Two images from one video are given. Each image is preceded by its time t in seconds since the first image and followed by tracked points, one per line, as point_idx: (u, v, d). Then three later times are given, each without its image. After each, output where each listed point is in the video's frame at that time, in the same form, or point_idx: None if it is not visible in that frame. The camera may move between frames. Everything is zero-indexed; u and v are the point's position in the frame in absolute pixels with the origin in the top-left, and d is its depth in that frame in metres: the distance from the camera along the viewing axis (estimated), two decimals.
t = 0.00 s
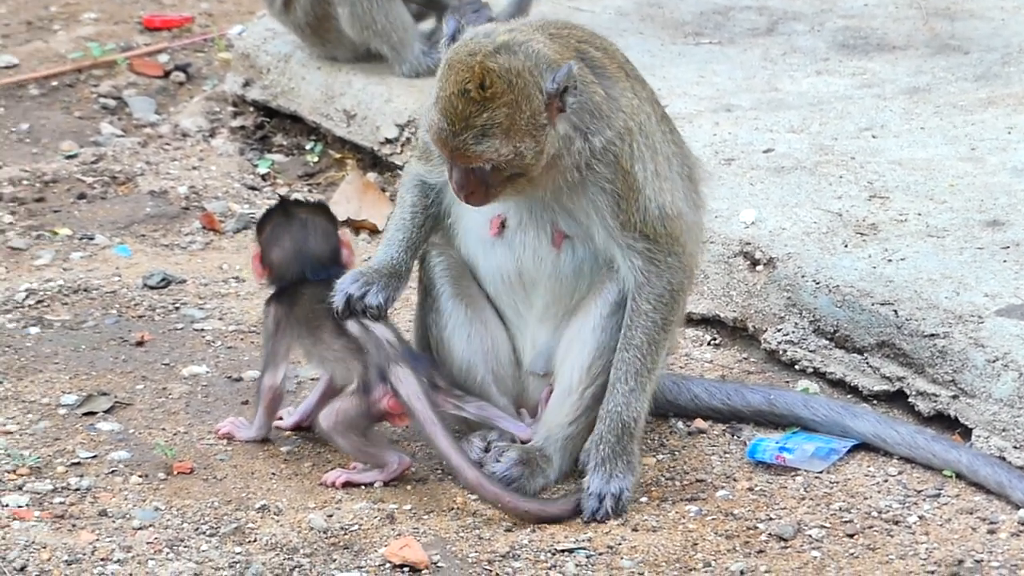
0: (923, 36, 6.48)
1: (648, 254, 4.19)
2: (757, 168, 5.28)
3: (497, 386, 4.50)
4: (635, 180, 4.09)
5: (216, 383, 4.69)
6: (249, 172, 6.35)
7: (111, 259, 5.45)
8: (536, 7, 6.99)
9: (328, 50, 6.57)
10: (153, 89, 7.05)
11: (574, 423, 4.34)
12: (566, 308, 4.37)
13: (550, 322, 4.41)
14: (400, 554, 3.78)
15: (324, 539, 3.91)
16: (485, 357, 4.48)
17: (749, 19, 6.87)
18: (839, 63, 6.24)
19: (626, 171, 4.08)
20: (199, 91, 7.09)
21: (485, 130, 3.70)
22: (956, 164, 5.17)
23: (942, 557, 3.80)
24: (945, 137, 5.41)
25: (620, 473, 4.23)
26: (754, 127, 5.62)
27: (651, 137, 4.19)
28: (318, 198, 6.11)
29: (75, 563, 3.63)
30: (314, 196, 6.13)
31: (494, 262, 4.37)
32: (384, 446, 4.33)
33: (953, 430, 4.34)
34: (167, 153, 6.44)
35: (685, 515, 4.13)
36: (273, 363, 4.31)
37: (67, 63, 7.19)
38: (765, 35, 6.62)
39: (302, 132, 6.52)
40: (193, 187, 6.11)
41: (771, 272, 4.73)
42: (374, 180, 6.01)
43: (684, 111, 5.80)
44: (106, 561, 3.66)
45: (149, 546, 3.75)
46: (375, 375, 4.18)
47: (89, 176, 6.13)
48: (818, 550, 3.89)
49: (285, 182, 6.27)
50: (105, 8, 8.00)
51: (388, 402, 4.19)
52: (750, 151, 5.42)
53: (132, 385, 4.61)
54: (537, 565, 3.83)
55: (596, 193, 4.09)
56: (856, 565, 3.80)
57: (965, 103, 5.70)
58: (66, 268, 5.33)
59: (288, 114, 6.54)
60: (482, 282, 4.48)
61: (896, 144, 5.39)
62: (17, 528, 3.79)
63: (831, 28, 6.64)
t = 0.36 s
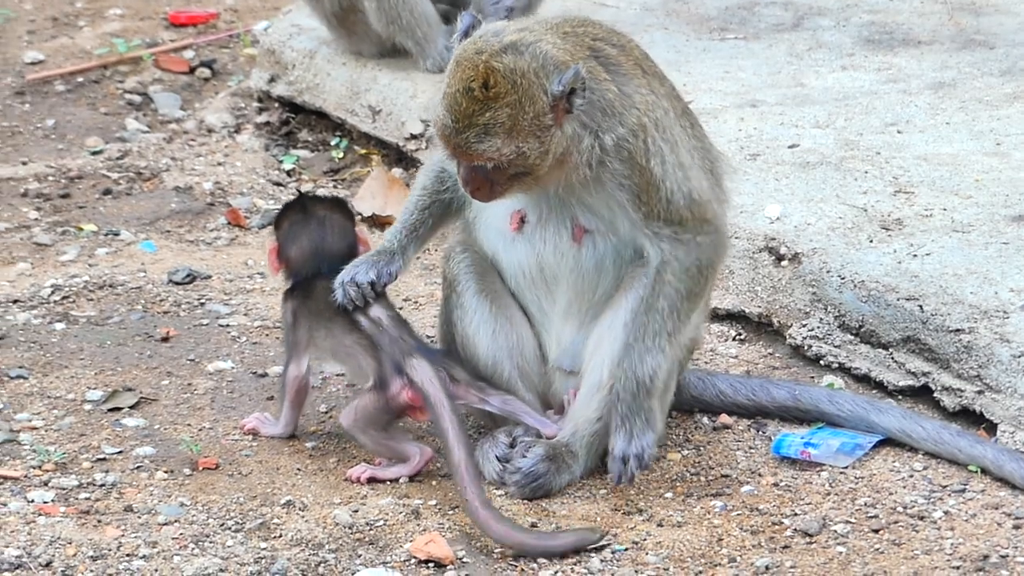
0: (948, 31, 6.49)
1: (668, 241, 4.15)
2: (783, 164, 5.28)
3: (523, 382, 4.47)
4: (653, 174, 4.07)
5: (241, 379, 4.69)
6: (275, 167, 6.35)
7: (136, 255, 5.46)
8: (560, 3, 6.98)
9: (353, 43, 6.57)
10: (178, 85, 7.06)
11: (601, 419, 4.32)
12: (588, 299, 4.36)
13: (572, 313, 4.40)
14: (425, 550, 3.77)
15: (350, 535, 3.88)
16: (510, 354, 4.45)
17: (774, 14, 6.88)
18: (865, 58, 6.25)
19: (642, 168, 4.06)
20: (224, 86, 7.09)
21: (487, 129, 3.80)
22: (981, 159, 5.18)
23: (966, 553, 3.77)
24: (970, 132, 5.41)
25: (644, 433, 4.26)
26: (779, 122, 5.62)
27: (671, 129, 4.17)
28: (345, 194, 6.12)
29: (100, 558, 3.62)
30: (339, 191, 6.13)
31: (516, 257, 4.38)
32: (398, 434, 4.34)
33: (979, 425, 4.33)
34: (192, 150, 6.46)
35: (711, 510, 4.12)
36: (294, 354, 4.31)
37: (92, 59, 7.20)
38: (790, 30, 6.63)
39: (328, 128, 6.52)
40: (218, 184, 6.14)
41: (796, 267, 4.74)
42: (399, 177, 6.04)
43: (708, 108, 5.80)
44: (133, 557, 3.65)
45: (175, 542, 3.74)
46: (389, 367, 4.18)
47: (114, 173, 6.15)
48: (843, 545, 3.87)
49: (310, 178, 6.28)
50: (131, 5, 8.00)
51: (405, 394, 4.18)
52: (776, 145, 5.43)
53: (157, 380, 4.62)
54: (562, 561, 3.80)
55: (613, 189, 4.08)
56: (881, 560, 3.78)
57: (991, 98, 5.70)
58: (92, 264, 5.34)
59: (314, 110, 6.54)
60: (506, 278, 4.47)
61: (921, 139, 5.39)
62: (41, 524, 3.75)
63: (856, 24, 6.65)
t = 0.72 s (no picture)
0: (966, 29, 6.50)
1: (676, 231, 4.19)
2: (800, 162, 5.30)
3: (535, 380, 4.41)
4: (683, 155, 4.11)
5: (259, 376, 4.69)
6: (293, 165, 6.38)
7: (154, 253, 5.46)
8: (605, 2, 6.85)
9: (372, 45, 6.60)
10: (196, 83, 7.06)
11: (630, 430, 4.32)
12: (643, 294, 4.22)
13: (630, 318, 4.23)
14: (442, 547, 3.72)
15: (368, 532, 3.85)
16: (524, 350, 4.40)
17: (791, 12, 6.89)
18: (882, 55, 6.26)
19: (672, 148, 4.08)
20: (241, 84, 7.09)
21: (541, 128, 3.61)
22: (999, 157, 5.18)
23: (983, 550, 3.77)
24: (988, 130, 5.42)
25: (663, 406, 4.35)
26: (796, 120, 5.63)
27: (694, 104, 4.16)
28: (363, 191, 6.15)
29: (117, 556, 3.59)
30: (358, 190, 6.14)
31: (529, 254, 4.28)
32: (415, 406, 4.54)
33: (996, 423, 4.33)
34: (210, 148, 6.47)
35: (728, 508, 4.11)
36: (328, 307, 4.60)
37: (109, 57, 7.21)
38: (807, 28, 6.64)
39: (345, 126, 6.51)
40: (236, 182, 6.15)
41: (814, 265, 4.76)
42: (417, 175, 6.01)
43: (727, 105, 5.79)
44: (150, 554, 3.61)
45: (192, 539, 3.70)
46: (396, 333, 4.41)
47: (132, 171, 6.16)
48: (860, 542, 3.87)
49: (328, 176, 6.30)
50: (148, 3, 7.99)
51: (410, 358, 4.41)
52: (793, 143, 5.44)
53: (175, 378, 4.62)
54: (578, 559, 3.77)
55: (645, 165, 4.09)
56: (898, 557, 3.77)
57: (1008, 96, 5.71)
58: (110, 262, 5.35)
59: (331, 108, 6.52)
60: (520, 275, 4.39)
61: (938, 137, 5.39)
62: (59, 521, 3.74)
63: (873, 22, 6.66)
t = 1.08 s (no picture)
0: (977, 31, 6.51)
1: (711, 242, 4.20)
2: (812, 164, 5.30)
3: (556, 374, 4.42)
4: (723, 162, 4.07)
5: (272, 378, 4.70)
6: (305, 167, 6.40)
7: (166, 255, 5.47)
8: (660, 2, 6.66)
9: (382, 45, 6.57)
10: (208, 84, 7.07)
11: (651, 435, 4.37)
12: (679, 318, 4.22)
13: (671, 345, 4.21)
14: (454, 548, 3.72)
15: (380, 534, 3.84)
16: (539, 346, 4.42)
17: (803, 14, 6.89)
18: (893, 57, 6.27)
19: (717, 153, 4.07)
20: (253, 86, 7.11)
21: (616, 140, 3.55)
22: (1011, 159, 5.19)
23: (995, 552, 3.77)
24: (999, 131, 5.42)
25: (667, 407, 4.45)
26: (808, 122, 5.63)
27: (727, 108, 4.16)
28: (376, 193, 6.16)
29: (130, 558, 3.59)
30: (371, 193, 6.18)
31: (562, 257, 4.24)
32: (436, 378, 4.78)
33: (1006, 425, 4.34)
34: (222, 149, 6.48)
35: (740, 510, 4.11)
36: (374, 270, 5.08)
37: (121, 58, 7.21)
38: (819, 30, 6.64)
39: (357, 128, 6.56)
40: (248, 183, 6.15)
41: (826, 267, 4.76)
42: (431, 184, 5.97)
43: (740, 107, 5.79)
44: (163, 556, 3.61)
45: (205, 542, 3.71)
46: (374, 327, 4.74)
47: (144, 172, 6.16)
48: (872, 545, 3.86)
49: (340, 178, 6.31)
50: (159, 3, 7.98)
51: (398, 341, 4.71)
52: (805, 145, 5.44)
53: (188, 380, 4.62)
54: (590, 560, 3.76)
55: (690, 173, 4.06)
56: (910, 560, 3.77)
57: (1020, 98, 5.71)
58: (122, 263, 5.35)
59: (343, 109, 6.56)
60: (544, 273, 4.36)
61: (950, 138, 5.39)
62: (72, 523, 3.74)
63: (885, 24, 6.67)
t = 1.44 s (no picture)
0: (986, 40, 6.51)
1: (720, 231, 4.27)
2: (820, 172, 5.33)
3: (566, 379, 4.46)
4: (732, 160, 4.19)
5: (280, 385, 4.70)
6: (313, 173, 6.40)
7: (174, 261, 5.47)
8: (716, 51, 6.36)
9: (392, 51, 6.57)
10: (217, 91, 7.08)
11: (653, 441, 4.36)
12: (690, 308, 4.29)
13: (697, 343, 4.26)
14: (462, 556, 3.72)
15: (387, 541, 3.85)
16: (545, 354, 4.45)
17: (812, 22, 6.90)
18: (902, 66, 6.27)
19: (726, 152, 4.17)
20: (262, 93, 7.12)
21: (631, 141, 3.53)
22: (1019, 168, 5.19)
23: (1002, 561, 3.77)
24: (1007, 141, 5.42)
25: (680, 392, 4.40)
26: (815, 131, 5.65)
27: (737, 112, 4.26)
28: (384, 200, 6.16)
29: (138, 564, 3.59)
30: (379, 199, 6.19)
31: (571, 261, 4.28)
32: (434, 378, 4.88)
33: (1014, 434, 4.34)
34: (230, 155, 6.48)
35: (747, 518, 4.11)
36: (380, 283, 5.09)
37: (129, 64, 7.22)
38: (828, 38, 6.65)
39: (365, 135, 6.59)
40: (256, 190, 6.15)
41: (833, 276, 4.77)
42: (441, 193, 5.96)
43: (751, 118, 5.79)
44: (170, 562, 3.61)
45: (212, 547, 3.70)
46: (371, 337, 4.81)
47: (152, 178, 6.16)
48: (880, 553, 3.86)
49: (348, 185, 6.32)
50: (168, 9, 7.98)
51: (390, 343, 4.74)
52: (813, 154, 5.48)
53: (196, 386, 4.62)
54: (597, 568, 3.75)
55: (697, 173, 4.16)
56: (918, 568, 3.76)
57: None
58: (131, 269, 5.36)
59: (352, 117, 6.58)
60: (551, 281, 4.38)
61: (958, 148, 5.39)
62: (80, 529, 3.74)
63: (893, 33, 6.67)
